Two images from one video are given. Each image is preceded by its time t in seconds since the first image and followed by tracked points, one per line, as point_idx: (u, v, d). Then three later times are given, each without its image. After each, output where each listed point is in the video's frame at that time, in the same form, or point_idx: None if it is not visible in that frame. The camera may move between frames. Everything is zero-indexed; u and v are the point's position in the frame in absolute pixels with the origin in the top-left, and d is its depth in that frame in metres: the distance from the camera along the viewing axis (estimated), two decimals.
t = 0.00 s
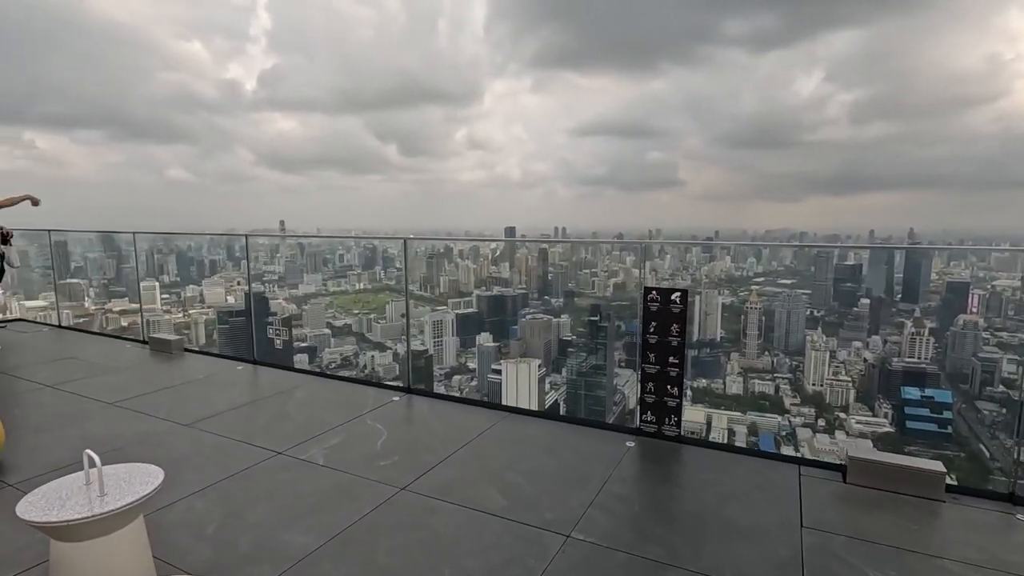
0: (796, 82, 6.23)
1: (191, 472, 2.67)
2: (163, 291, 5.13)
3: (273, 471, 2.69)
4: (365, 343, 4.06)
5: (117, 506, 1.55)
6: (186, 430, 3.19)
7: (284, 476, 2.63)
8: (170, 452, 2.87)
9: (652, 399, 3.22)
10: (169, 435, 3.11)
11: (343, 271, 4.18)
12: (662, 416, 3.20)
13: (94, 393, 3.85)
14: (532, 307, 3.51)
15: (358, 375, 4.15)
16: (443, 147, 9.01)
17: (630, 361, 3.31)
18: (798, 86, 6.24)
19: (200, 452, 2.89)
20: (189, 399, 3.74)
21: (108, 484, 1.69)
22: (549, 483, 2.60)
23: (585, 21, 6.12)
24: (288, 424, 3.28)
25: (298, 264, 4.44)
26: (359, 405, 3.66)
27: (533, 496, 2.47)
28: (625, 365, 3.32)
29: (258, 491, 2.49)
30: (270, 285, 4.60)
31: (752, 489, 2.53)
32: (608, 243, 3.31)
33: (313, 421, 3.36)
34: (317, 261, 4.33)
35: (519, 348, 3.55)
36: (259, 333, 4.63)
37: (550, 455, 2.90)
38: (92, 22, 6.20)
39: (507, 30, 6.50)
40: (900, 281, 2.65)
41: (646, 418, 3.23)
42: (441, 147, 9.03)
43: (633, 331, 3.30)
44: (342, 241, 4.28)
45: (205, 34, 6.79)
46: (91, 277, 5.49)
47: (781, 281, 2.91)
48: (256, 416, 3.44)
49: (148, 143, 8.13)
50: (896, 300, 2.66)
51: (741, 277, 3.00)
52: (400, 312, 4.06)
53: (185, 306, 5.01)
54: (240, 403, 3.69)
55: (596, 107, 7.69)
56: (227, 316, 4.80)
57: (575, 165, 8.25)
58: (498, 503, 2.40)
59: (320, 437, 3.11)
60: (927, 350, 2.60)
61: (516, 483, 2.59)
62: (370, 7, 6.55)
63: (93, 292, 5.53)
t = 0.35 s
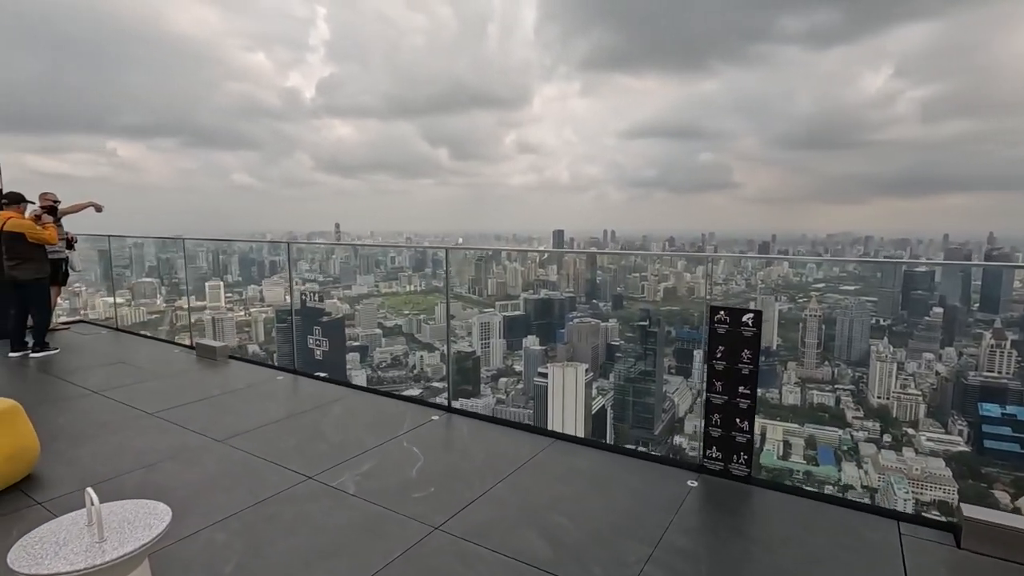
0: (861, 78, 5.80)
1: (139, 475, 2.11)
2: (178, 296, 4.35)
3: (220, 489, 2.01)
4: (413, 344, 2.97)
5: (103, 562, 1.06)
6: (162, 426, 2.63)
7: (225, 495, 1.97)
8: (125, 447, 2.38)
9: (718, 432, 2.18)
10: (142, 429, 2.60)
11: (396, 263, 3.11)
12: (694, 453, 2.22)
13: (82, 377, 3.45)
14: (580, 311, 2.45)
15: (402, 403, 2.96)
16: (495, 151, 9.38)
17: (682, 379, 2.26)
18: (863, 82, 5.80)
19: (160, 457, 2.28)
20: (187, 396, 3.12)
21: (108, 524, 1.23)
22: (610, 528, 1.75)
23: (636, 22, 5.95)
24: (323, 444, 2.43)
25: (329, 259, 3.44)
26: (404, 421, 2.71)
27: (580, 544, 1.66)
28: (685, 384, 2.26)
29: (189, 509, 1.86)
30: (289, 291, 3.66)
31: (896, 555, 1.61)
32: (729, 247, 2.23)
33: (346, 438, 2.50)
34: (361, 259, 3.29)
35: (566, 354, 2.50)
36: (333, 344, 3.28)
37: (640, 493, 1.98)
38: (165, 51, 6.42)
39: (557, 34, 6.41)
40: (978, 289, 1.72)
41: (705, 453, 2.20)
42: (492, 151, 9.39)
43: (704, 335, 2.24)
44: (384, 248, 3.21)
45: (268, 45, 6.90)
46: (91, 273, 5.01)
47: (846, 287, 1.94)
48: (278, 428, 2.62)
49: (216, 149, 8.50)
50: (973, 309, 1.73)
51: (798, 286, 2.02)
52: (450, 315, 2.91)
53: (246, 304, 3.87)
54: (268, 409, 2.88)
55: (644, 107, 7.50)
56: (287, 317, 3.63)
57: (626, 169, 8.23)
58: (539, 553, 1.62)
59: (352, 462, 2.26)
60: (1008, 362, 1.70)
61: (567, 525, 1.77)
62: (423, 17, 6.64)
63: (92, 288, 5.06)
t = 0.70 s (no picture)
0: (935, 71, 5.20)
1: (152, 483, 2.01)
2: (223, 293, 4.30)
3: (230, 503, 1.88)
4: (458, 344, 2.83)
5: None
6: (187, 430, 2.55)
7: (237, 509, 1.84)
8: (146, 451, 2.30)
9: (791, 461, 1.92)
10: (166, 432, 2.52)
11: (440, 264, 2.97)
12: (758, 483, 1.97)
13: (119, 376, 3.44)
14: (625, 315, 2.26)
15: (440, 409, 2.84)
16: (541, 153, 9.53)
17: (738, 392, 1.99)
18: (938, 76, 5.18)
19: (179, 464, 2.18)
20: (219, 398, 3.06)
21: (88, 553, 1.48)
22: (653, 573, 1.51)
23: (686, 16, 5.82)
24: (350, 455, 2.30)
25: (373, 258, 3.34)
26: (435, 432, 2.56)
27: None
28: (746, 401, 2.00)
29: (190, 526, 1.73)
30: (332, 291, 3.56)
31: None
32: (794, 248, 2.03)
33: (374, 450, 2.35)
34: (406, 258, 3.13)
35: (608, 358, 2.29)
36: (380, 348, 3.16)
37: (691, 529, 1.74)
38: (229, 58, 6.74)
39: (605, 35, 6.35)
40: None
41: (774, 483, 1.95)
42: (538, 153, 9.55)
43: (769, 344, 1.98)
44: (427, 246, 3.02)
45: (323, 53, 7.15)
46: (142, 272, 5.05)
47: (912, 294, 1.69)
48: (306, 436, 2.50)
49: (275, 154, 8.99)
50: None
51: (860, 292, 1.78)
52: (494, 316, 2.76)
53: (299, 302, 3.81)
54: (299, 414, 2.79)
55: (694, 107, 7.45)
56: (337, 316, 3.52)
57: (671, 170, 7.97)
58: None
59: (376, 476, 2.10)
60: None
61: (608, 567, 1.54)
62: (472, 21, 6.75)
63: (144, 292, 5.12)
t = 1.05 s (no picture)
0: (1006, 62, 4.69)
1: (157, 504, 1.70)
2: (241, 287, 3.85)
3: (230, 531, 1.55)
4: (496, 343, 2.32)
5: None
6: (194, 439, 2.22)
7: (236, 538, 1.51)
8: (154, 466, 1.97)
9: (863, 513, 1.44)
10: (174, 441, 2.20)
11: (486, 256, 2.37)
12: (803, 521, 1.54)
13: (144, 380, 3.03)
14: (668, 316, 1.79)
15: (474, 422, 2.31)
16: (585, 152, 9.56)
17: (785, 400, 1.55)
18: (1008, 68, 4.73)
19: (183, 483, 1.84)
20: (235, 401, 2.69)
21: None
22: None
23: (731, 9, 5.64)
24: (360, 477, 1.90)
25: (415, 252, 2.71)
26: (468, 451, 2.11)
27: None
28: (794, 409, 1.54)
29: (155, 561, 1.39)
30: (347, 286, 3.06)
31: None
32: (844, 250, 1.96)
33: (390, 469, 1.96)
34: (447, 254, 2.53)
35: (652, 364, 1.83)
36: (418, 350, 2.55)
37: None
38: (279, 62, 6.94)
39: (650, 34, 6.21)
40: None
41: (818, 521, 1.53)
42: (581, 152, 9.60)
43: (818, 349, 1.52)
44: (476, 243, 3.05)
45: (369, 56, 7.31)
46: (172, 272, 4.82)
47: (975, 299, 1.27)
48: (313, 450, 2.12)
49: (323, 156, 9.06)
50: None
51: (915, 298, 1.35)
52: (532, 314, 2.20)
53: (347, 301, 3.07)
54: (314, 422, 2.41)
55: (743, 104, 7.36)
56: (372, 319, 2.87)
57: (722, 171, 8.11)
58: None
59: (386, 504, 1.72)
60: None
61: None
62: (515, 22, 6.79)
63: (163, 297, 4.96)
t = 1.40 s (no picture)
0: None
1: (156, 513, 1.61)
2: (284, 285, 3.85)
3: (221, 549, 1.43)
4: (531, 341, 2.11)
5: None
6: (201, 444, 2.13)
7: (226, 559, 1.38)
8: (161, 472, 1.89)
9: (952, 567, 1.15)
10: (183, 445, 2.12)
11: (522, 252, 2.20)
12: (848, 530, 1.31)
13: (164, 379, 3.05)
14: (706, 316, 1.57)
15: (508, 421, 2.16)
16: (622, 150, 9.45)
17: (830, 405, 1.31)
18: None
19: (184, 493, 1.74)
20: (252, 406, 2.61)
21: None
22: None
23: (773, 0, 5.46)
24: (367, 493, 1.75)
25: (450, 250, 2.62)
26: (489, 467, 1.94)
27: None
28: (840, 416, 1.30)
29: None
30: (381, 282, 2.93)
31: None
32: (895, 250, 1.86)
33: (400, 485, 1.80)
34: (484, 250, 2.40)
35: (690, 367, 1.60)
36: (451, 346, 2.43)
37: None
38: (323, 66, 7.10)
39: (690, 27, 6.09)
40: None
41: (865, 530, 1.29)
42: (620, 151, 9.48)
43: (865, 351, 1.26)
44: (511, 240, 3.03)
45: (408, 56, 7.43)
46: (209, 270, 4.91)
47: None
48: (321, 461, 1.99)
49: (364, 156, 9.32)
50: None
51: (976, 297, 1.12)
52: (567, 313, 1.96)
53: (382, 297, 2.94)
54: (328, 430, 2.29)
55: (786, 101, 7.17)
56: (407, 318, 2.71)
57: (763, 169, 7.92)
58: None
59: (393, 526, 1.55)
60: None
61: None
62: (553, 20, 6.82)
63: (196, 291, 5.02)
